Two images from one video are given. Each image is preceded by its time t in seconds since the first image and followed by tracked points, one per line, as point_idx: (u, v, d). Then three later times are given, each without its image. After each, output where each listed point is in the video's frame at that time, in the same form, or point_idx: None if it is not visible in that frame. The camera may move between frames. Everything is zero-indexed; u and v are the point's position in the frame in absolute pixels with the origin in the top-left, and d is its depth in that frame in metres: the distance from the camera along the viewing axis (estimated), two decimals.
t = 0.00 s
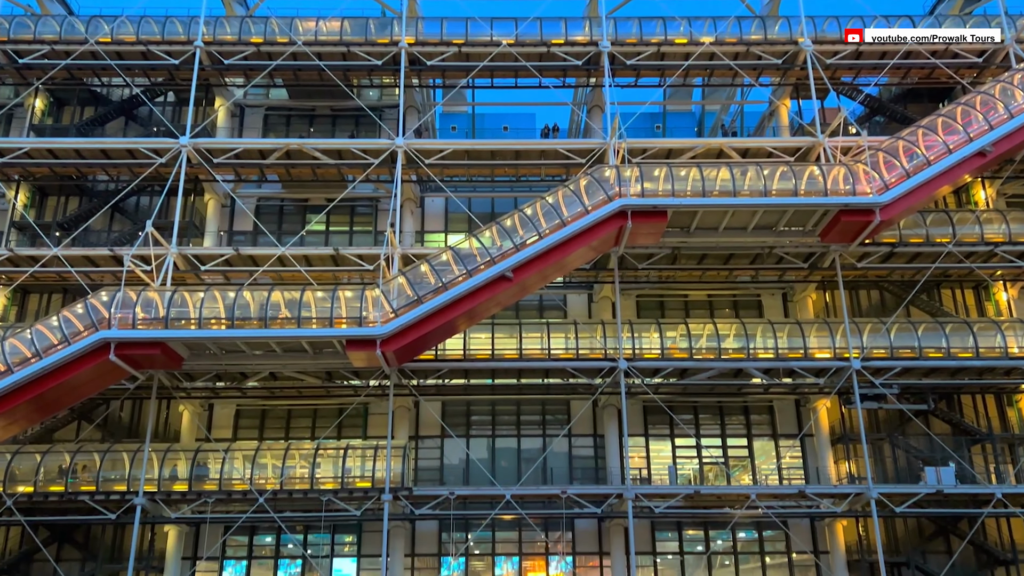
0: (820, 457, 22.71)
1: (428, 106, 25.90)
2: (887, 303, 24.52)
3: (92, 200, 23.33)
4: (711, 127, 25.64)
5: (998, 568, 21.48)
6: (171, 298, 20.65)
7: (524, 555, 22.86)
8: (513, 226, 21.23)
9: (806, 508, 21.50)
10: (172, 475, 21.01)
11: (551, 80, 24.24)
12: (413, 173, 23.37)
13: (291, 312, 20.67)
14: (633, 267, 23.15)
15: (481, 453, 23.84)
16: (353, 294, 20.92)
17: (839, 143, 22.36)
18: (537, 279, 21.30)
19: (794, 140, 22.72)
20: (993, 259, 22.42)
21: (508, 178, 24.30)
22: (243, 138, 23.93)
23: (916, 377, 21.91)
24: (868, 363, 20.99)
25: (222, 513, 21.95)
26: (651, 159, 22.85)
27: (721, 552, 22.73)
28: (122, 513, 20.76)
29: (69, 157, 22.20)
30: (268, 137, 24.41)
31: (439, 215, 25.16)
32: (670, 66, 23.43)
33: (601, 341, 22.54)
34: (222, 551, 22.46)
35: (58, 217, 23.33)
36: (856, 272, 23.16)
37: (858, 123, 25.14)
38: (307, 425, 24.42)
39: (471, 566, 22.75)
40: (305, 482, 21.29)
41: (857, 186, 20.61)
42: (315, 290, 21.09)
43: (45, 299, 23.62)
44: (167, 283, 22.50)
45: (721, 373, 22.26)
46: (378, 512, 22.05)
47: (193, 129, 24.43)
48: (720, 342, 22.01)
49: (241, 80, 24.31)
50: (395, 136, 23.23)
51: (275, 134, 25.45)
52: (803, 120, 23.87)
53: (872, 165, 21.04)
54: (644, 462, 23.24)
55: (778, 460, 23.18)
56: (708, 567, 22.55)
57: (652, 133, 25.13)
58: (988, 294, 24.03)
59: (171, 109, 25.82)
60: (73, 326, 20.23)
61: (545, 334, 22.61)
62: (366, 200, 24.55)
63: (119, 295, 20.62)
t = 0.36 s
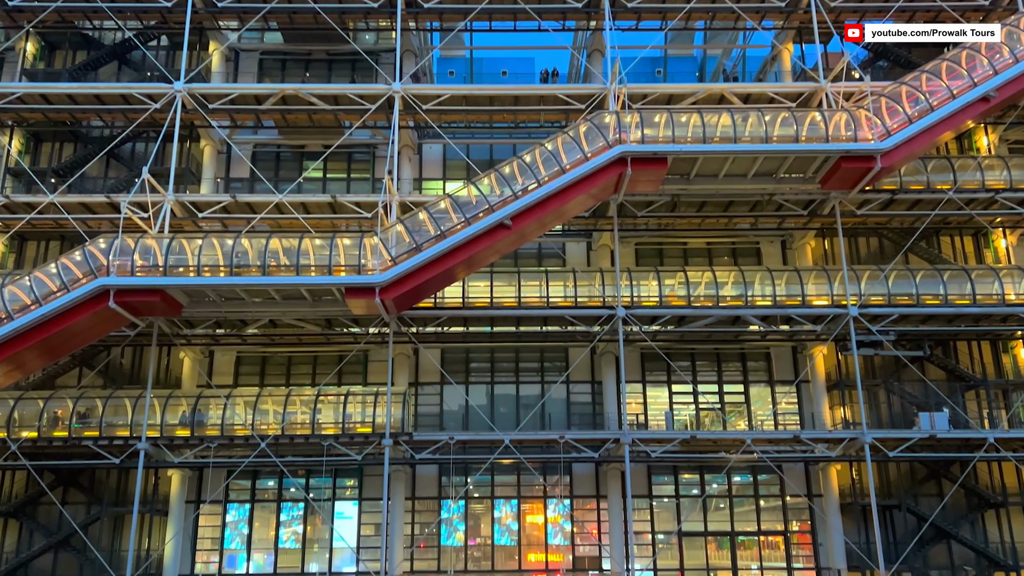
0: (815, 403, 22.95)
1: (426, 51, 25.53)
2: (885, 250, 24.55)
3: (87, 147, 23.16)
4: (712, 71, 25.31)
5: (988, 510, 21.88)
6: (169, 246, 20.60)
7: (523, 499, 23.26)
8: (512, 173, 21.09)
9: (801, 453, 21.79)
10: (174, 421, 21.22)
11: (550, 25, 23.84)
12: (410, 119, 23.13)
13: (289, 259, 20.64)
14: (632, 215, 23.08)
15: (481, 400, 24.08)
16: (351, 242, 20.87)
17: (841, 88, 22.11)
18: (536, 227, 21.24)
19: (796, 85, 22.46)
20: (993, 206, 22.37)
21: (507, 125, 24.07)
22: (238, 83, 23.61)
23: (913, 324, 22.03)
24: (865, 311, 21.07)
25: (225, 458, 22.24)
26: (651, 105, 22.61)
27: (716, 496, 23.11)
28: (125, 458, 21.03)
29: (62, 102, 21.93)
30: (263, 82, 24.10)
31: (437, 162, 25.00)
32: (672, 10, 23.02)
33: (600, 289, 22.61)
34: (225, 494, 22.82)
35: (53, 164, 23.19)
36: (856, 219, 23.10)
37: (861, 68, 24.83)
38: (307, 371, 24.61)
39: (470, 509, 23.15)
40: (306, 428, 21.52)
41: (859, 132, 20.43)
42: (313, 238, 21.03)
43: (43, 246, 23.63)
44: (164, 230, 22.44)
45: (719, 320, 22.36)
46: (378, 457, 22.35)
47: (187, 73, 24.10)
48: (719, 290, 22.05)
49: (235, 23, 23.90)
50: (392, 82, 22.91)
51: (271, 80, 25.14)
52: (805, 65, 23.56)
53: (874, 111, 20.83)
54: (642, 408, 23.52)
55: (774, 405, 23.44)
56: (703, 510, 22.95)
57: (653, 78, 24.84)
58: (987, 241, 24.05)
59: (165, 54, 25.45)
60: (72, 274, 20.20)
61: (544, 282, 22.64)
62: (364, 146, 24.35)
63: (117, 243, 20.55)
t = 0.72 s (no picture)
0: (812, 347, 23.15)
1: None
2: (885, 195, 24.48)
3: (80, 88, 22.92)
4: (715, 12, 24.86)
5: (980, 451, 22.28)
6: (166, 189, 20.46)
7: (521, 440, 23.59)
8: (511, 116, 20.87)
9: (797, 396, 22.03)
10: (175, 363, 21.36)
11: None
12: (407, 60, 22.79)
13: (287, 203, 20.53)
14: (632, 158, 22.90)
15: (479, 344, 24.27)
16: (349, 186, 20.75)
17: (846, 29, 21.74)
18: (535, 171, 21.09)
19: (800, 26, 22.08)
20: (996, 149, 22.21)
21: (506, 66, 23.72)
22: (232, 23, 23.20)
23: (911, 268, 22.05)
24: (864, 256, 21.07)
25: (227, 400, 22.48)
26: (653, 46, 22.25)
27: (712, 437, 23.45)
28: (128, 399, 21.25)
29: (54, 41, 21.57)
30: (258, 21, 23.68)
31: (435, 104, 24.74)
32: None
33: (599, 234, 22.55)
34: (228, 436, 23.15)
35: (47, 105, 22.96)
36: (857, 163, 22.94)
37: (867, 8, 24.36)
38: (307, 315, 24.76)
39: (470, 450, 23.51)
40: (306, 370, 21.69)
41: (862, 75, 20.16)
42: (311, 181, 20.88)
43: (39, 188, 23.61)
44: (161, 173, 22.31)
45: (717, 265, 22.38)
46: (378, 400, 22.60)
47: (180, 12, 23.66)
48: (718, 235, 21.99)
49: None
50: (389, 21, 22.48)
51: (266, 19, 24.71)
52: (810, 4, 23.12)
53: (879, 53, 20.52)
54: (639, 351, 23.73)
55: (771, 349, 23.63)
56: (698, 452, 23.31)
57: (654, 19, 24.41)
58: (988, 185, 23.99)
59: None
60: (69, 217, 20.04)
61: (543, 227, 22.56)
62: (361, 88, 24.06)
63: (114, 185, 20.37)
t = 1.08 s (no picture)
0: (810, 296, 23.27)
1: None
2: (887, 142, 24.41)
3: (73, 31, 22.67)
4: None
5: (973, 399, 22.70)
6: (163, 134, 20.22)
7: (520, 387, 23.84)
8: (511, 61, 20.56)
9: (794, 344, 22.19)
10: (175, 309, 21.39)
11: None
12: (405, 3, 22.37)
13: (284, 149, 20.34)
14: (634, 105, 22.66)
15: (479, 292, 24.37)
16: (347, 132, 20.55)
17: None
18: (535, 117, 20.87)
19: None
20: (1001, 96, 22.02)
21: (505, 10, 23.30)
22: None
23: (911, 217, 22.00)
24: (865, 204, 20.97)
25: (228, 347, 22.62)
26: None
27: (709, 384, 23.71)
28: (129, 345, 21.34)
29: None
30: None
31: (433, 49, 24.40)
32: None
33: (599, 182, 22.41)
34: (229, 381, 23.39)
35: (39, 48, 22.67)
36: (859, 110, 22.74)
37: None
38: (306, 263, 24.81)
39: (469, 397, 23.77)
40: (306, 317, 21.77)
41: (868, 20, 19.83)
42: (308, 127, 20.67)
43: (34, 134, 23.66)
44: (157, 119, 22.10)
45: (717, 214, 22.32)
46: (378, 347, 22.76)
47: None
48: (718, 183, 21.86)
49: None
50: None
51: None
52: None
53: None
54: (638, 300, 23.88)
55: (769, 298, 23.76)
56: (695, 398, 23.58)
57: None
58: (991, 132, 24.06)
59: None
60: (65, 161, 19.80)
61: (542, 175, 22.40)
62: (358, 32, 23.71)
63: (109, 130, 20.09)
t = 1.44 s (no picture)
0: (808, 255, 23.32)
1: None
2: (889, 101, 24.25)
3: None
4: None
5: (968, 358, 22.89)
6: (158, 90, 20.00)
7: (518, 346, 23.96)
8: (509, 17, 20.28)
9: (791, 304, 22.26)
10: (174, 267, 21.35)
11: None
12: None
13: (280, 105, 20.13)
14: (634, 62, 22.38)
15: (477, 251, 24.37)
16: (344, 89, 20.33)
17: None
18: (534, 74, 20.65)
19: None
20: (1005, 54, 21.79)
21: None
22: None
23: (912, 176, 21.93)
24: (865, 163, 20.86)
25: (226, 305, 22.67)
26: None
27: (706, 343, 23.83)
28: (128, 303, 21.37)
29: None
30: None
31: (431, 4, 24.07)
32: None
33: (598, 140, 22.23)
34: (228, 339, 23.49)
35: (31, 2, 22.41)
36: (861, 68, 22.52)
37: None
38: (304, 221, 24.79)
39: (467, 355, 23.91)
40: (304, 276, 21.76)
41: None
42: (304, 84, 20.44)
43: (28, 90, 23.70)
44: (152, 74, 21.89)
45: (716, 172, 22.21)
46: (377, 306, 22.84)
47: None
48: (718, 142, 21.70)
49: None
50: None
51: None
52: None
53: None
54: (636, 260, 23.92)
55: (767, 257, 23.80)
56: (692, 357, 23.71)
57: None
58: (994, 91, 23.91)
59: None
60: (60, 117, 19.57)
61: (541, 133, 22.22)
62: None
63: (104, 86, 19.83)
